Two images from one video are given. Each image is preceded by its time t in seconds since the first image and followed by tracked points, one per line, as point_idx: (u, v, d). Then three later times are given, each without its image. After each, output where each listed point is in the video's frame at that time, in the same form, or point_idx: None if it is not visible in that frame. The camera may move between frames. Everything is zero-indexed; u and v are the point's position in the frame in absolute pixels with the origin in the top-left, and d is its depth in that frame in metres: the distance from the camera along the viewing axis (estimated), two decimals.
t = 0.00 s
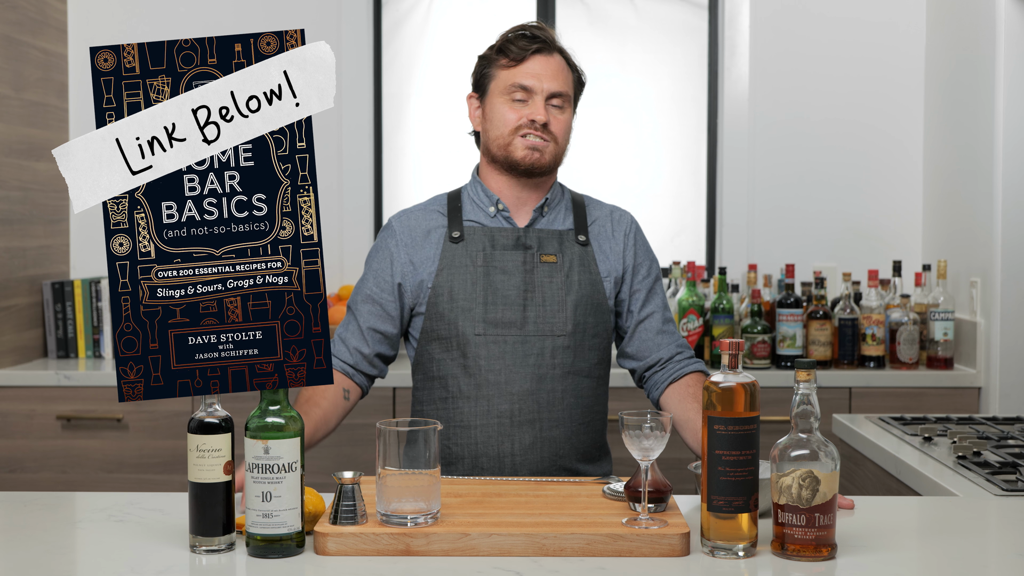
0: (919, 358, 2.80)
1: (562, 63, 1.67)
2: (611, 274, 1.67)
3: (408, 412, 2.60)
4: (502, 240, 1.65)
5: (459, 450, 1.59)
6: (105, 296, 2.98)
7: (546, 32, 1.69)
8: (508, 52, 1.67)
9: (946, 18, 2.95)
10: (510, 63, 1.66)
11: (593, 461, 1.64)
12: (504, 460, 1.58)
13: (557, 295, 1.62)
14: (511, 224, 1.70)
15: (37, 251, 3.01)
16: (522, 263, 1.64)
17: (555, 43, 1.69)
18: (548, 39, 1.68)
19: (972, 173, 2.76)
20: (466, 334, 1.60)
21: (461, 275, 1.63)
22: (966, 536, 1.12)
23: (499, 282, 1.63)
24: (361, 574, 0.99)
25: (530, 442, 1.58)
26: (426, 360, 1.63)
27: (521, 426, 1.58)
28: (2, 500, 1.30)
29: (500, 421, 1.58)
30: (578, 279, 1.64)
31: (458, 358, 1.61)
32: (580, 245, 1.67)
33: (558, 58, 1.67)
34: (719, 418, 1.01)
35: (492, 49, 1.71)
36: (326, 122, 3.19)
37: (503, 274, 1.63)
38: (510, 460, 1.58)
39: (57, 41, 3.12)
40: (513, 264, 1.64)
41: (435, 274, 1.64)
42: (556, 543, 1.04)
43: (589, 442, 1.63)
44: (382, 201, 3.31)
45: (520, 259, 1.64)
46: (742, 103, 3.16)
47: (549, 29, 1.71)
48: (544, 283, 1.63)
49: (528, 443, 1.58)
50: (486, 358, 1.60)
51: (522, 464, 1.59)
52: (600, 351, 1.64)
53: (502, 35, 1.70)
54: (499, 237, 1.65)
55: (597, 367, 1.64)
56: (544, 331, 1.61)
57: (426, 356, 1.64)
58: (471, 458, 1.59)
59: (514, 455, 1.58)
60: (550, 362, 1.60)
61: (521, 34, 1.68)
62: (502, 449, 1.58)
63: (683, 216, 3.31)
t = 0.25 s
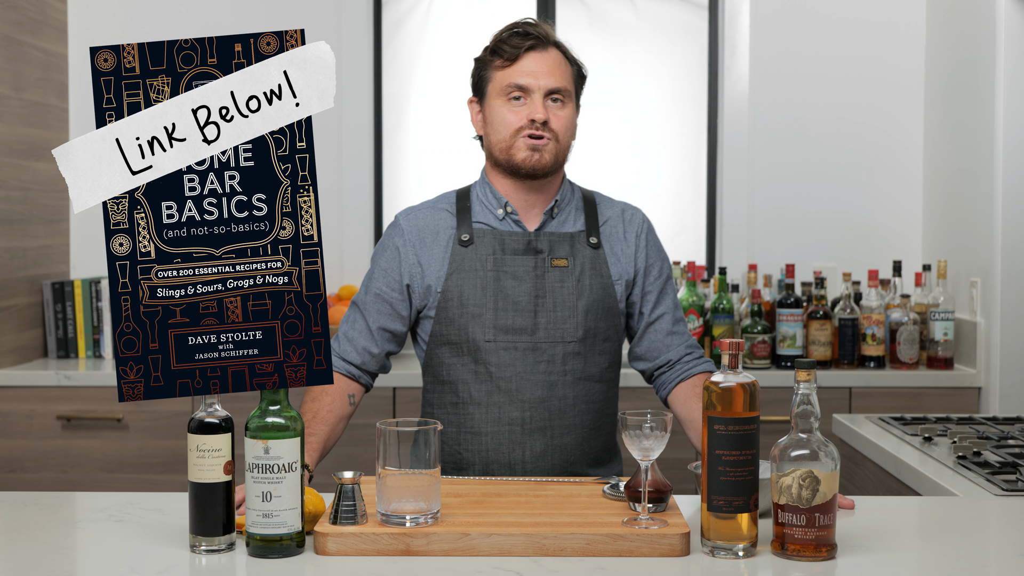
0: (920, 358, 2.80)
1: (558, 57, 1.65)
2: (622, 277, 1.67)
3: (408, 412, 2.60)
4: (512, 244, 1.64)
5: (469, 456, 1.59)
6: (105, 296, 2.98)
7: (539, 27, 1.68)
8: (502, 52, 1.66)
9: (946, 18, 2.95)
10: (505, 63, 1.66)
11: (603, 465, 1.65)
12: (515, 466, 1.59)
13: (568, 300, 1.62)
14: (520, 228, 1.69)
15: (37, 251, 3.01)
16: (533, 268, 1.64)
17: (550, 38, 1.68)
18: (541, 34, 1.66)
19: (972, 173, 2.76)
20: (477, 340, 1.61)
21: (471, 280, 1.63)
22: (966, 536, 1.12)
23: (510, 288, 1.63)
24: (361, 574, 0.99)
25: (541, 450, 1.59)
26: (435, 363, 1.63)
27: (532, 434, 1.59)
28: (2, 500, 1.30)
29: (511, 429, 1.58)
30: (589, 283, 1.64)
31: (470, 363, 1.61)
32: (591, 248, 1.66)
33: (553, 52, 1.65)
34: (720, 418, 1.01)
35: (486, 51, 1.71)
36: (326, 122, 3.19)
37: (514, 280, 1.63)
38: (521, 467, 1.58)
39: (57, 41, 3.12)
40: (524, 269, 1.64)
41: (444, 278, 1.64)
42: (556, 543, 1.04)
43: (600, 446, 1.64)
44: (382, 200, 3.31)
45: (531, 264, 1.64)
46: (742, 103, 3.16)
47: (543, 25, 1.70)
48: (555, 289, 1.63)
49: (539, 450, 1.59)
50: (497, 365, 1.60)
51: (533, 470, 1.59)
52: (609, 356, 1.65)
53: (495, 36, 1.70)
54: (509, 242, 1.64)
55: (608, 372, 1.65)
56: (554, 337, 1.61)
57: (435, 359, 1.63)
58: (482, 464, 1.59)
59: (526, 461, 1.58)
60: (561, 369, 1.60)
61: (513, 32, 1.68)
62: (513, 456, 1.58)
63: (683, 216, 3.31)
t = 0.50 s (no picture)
0: (920, 358, 2.80)
1: (566, 54, 1.65)
2: (633, 275, 1.67)
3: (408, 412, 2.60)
4: (523, 245, 1.64)
5: (482, 457, 1.59)
6: (105, 296, 2.98)
7: (546, 24, 1.67)
8: (508, 49, 1.65)
9: (947, 18, 2.95)
10: (511, 60, 1.66)
11: (616, 464, 1.65)
12: (528, 466, 1.59)
13: (579, 301, 1.62)
14: (531, 228, 1.69)
15: (37, 251, 3.01)
16: (544, 268, 1.63)
17: (557, 34, 1.68)
18: (547, 31, 1.66)
19: (972, 173, 2.76)
20: (488, 341, 1.61)
21: (481, 280, 1.63)
22: (966, 536, 1.12)
23: (520, 289, 1.62)
24: (360, 574, 0.99)
25: (554, 450, 1.59)
26: (446, 362, 1.64)
27: (544, 434, 1.59)
28: (2, 500, 1.30)
29: (524, 430, 1.58)
30: (600, 283, 1.64)
31: (481, 364, 1.61)
32: (602, 247, 1.66)
33: (561, 49, 1.64)
34: (720, 418, 1.01)
35: (492, 48, 1.70)
36: (326, 123, 3.19)
37: (525, 280, 1.63)
38: (533, 467, 1.59)
39: (57, 41, 3.12)
40: (535, 270, 1.63)
41: (454, 279, 1.63)
42: (556, 543, 1.04)
43: (612, 446, 1.64)
44: (382, 200, 3.31)
45: (542, 264, 1.63)
46: (742, 103, 3.16)
47: (549, 22, 1.70)
48: (566, 289, 1.62)
49: (552, 451, 1.59)
50: (509, 366, 1.60)
51: (545, 471, 1.59)
52: (621, 355, 1.65)
53: (501, 32, 1.69)
54: (520, 242, 1.64)
55: (619, 371, 1.65)
56: (565, 337, 1.61)
57: (446, 358, 1.64)
58: (495, 464, 1.59)
59: (538, 462, 1.58)
60: (572, 369, 1.60)
61: (520, 29, 1.68)
62: (526, 456, 1.58)
63: (683, 216, 3.31)
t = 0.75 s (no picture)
0: (920, 358, 2.80)
1: (557, 52, 1.65)
2: (630, 275, 1.67)
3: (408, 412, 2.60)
4: (520, 243, 1.64)
5: (479, 454, 1.59)
6: (105, 296, 2.98)
7: (536, 24, 1.68)
8: (499, 51, 1.66)
9: (946, 18, 2.95)
10: (503, 61, 1.66)
11: (614, 462, 1.65)
12: (526, 464, 1.59)
13: (576, 298, 1.62)
14: (528, 226, 1.69)
15: (37, 251, 3.01)
16: (541, 266, 1.63)
17: (548, 34, 1.68)
18: (537, 31, 1.66)
19: (972, 173, 2.76)
20: (485, 338, 1.61)
21: (479, 278, 1.63)
22: (966, 536, 1.12)
23: (518, 287, 1.63)
24: (361, 574, 0.99)
25: (551, 448, 1.59)
26: (444, 361, 1.64)
27: (542, 432, 1.59)
28: (2, 500, 1.30)
29: (521, 427, 1.58)
30: (597, 281, 1.64)
31: (478, 362, 1.61)
32: (599, 246, 1.66)
33: (551, 48, 1.65)
34: (720, 418, 1.01)
35: (484, 50, 1.71)
36: (326, 123, 3.19)
37: (522, 278, 1.63)
38: (530, 464, 1.59)
39: (57, 41, 3.12)
40: (532, 268, 1.63)
41: (452, 277, 1.64)
42: (556, 543, 1.04)
43: (610, 444, 1.64)
44: (382, 200, 3.31)
45: (539, 262, 1.63)
46: (742, 103, 3.15)
47: (539, 21, 1.70)
48: (563, 287, 1.63)
49: (550, 448, 1.59)
50: (506, 363, 1.60)
51: (543, 468, 1.59)
52: (618, 353, 1.65)
53: (492, 34, 1.70)
54: (518, 240, 1.64)
55: (617, 369, 1.65)
56: (563, 335, 1.61)
57: (444, 357, 1.64)
58: (492, 462, 1.59)
59: (535, 459, 1.59)
60: (570, 367, 1.60)
61: (511, 30, 1.68)
62: (523, 453, 1.58)
63: (683, 216, 3.31)
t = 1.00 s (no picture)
0: (920, 358, 2.80)
1: (547, 56, 1.66)
2: (609, 278, 1.67)
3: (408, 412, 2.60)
4: (500, 241, 1.64)
5: (451, 451, 1.59)
6: (105, 296, 2.98)
7: (529, 28, 1.68)
8: (491, 51, 1.66)
9: (946, 18, 2.95)
10: (494, 62, 1.67)
11: (587, 465, 1.64)
12: (495, 462, 1.58)
13: (554, 297, 1.63)
14: (509, 226, 1.70)
15: (37, 251, 3.01)
16: (519, 264, 1.64)
17: (539, 37, 1.68)
18: (530, 34, 1.67)
19: (972, 173, 2.76)
20: (461, 335, 1.61)
21: (457, 276, 1.63)
22: (966, 536, 1.12)
23: (495, 284, 1.63)
24: (361, 574, 0.99)
25: (521, 445, 1.59)
26: (422, 359, 1.63)
27: (513, 428, 1.58)
28: (2, 500, 1.30)
29: (492, 423, 1.58)
30: (574, 281, 1.64)
31: (454, 358, 1.61)
32: (579, 248, 1.66)
33: (542, 51, 1.65)
34: (719, 418, 1.01)
35: (476, 51, 1.71)
36: (326, 123, 3.19)
37: (499, 276, 1.63)
38: (499, 462, 1.58)
39: (57, 41, 3.12)
40: (509, 265, 1.64)
41: (431, 274, 1.64)
42: (556, 543, 1.04)
43: (583, 445, 1.62)
44: (382, 200, 3.31)
45: (517, 261, 1.64)
46: (742, 103, 3.15)
47: (532, 25, 1.71)
48: (540, 285, 1.63)
49: (519, 445, 1.58)
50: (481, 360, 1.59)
51: (512, 466, 1.58)
52: (595, 354, 1.64)
53: (485, 35, 1.70)
54: (498, 239, 1.64)
55: (593, 371, 1.64)
56: (539, 332, 1.61)
57: (422, 355, 1.64)
58: (462, 459, 1.59)
59: (505, 456, 1.58)
60: (544, 364, 1.60)
61: (504, 32, 1.68)
62: (493, 450, 1.58)
63: (683, 216, 3.31)
